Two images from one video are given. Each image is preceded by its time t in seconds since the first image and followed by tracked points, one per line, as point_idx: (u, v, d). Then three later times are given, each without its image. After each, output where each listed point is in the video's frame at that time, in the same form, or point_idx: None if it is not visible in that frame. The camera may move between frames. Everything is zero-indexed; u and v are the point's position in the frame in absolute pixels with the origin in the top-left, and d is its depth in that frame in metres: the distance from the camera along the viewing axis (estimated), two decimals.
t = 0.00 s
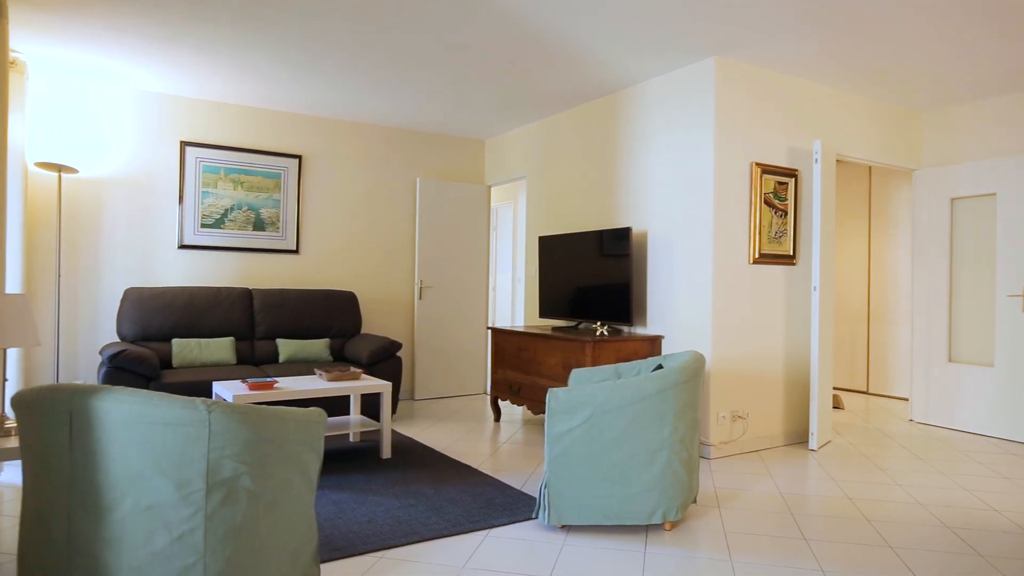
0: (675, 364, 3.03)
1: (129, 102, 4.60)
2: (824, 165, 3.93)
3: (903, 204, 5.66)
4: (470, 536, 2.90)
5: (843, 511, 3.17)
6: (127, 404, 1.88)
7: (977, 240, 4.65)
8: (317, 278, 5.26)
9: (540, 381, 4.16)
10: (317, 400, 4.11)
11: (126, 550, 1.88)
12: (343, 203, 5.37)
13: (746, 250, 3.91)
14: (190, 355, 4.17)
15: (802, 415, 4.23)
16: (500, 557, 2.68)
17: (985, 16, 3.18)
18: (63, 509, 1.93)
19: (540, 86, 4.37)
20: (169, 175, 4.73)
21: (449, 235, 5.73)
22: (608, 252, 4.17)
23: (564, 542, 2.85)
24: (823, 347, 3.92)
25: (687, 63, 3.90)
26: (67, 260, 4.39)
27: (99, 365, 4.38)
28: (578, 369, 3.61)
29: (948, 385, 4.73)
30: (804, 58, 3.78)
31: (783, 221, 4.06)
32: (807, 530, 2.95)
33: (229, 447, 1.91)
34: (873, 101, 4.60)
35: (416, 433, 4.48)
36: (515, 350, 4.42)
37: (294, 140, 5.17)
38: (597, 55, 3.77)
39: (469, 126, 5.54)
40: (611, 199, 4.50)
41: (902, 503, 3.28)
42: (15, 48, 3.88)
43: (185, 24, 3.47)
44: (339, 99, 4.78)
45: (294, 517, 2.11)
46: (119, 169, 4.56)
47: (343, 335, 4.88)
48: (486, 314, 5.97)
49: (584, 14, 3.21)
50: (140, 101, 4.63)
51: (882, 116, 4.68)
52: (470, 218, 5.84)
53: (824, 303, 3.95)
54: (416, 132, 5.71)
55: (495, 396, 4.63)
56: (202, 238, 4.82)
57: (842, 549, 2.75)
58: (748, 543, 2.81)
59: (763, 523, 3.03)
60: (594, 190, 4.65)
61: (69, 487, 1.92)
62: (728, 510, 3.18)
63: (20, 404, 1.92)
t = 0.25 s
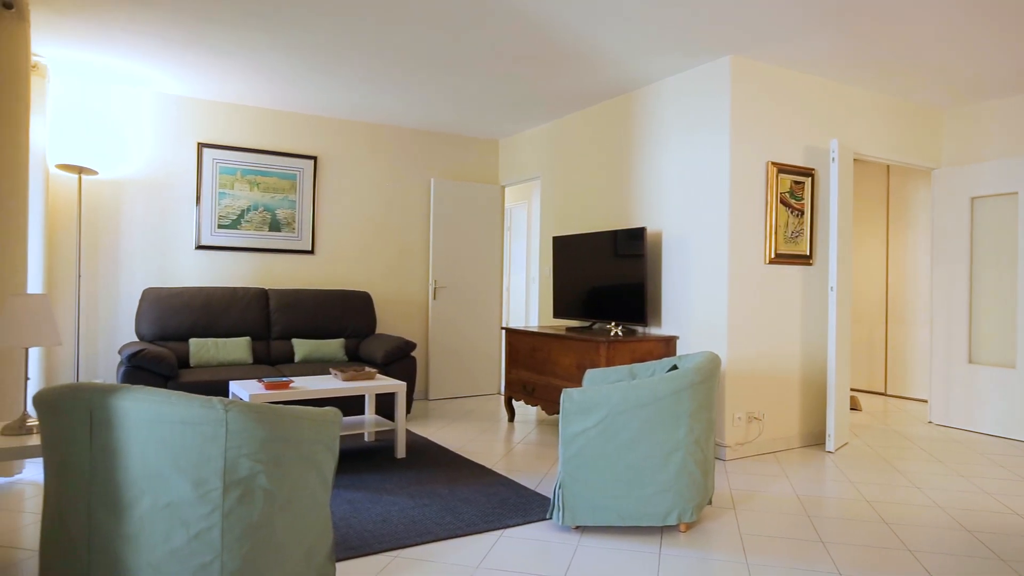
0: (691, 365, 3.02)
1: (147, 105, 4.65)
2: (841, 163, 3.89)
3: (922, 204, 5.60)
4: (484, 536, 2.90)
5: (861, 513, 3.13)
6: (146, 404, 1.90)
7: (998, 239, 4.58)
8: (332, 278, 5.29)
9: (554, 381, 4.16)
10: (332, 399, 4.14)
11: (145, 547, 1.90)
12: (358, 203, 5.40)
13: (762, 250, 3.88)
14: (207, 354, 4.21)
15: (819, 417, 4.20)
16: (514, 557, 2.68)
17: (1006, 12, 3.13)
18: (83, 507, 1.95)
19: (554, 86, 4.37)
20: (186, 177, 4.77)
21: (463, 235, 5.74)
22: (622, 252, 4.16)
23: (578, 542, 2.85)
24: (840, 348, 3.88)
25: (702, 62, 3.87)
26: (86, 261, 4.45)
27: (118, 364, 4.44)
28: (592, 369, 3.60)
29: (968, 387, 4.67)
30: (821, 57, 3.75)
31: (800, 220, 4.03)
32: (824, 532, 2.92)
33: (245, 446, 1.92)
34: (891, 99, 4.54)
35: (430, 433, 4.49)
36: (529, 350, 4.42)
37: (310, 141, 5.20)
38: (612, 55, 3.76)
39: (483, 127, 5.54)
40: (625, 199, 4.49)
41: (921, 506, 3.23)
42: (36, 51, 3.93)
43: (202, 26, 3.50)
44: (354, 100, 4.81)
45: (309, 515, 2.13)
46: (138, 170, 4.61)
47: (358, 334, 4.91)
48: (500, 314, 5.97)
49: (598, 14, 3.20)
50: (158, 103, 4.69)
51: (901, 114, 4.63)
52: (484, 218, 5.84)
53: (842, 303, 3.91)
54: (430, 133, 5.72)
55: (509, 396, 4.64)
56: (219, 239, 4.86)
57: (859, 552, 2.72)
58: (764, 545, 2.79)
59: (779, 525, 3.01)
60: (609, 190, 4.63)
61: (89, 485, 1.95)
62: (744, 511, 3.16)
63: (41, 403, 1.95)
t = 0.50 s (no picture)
0: (706, 366, 3.00)
1: (166, 107, 4.71)
2: (859, 162, 3.85)
3: (941, 203, 5.53)
4: (499, 535, 2.91)
5: (879, 516, 3.10)
6: (165, 402, 1.92)
7: (1019, 239, 4.51)
8: (346, 278, 5.32)
9: (568, 382, 4.15)
10: (347, 399, 4.16)
11: (163, 544, 1.92)
12: (372, 204, 5.43)
13: (777, 249, 3.85)
14: (224, 353, 4.24)
15: (836, 418, 4.16)
16: (529, 557, 2.68)
17: None
18: (102, 505, 1.98)
19: (567, 86, 4.36)
20: (204, 178, 4.82)
21: (477, 235, 5.75)
22: (637, 252, 4.15)
23: (593, 543, 2.84)
24: (858, 348, 3.84)
25: (717, 61, 3.85)
26: (106, 261, 4.51)
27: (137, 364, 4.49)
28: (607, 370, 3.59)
29: (989, 388, 4.60)
30: (838, 54, 3.71)
31: (816, 220, 3.99)
32: (841, 535, 2.90)
33: (262, 445, 1.94)
34: (910, 97, 4.49)
35: (444, 433, 4.50)
36: (544, 350, 4.42)
37: (325, 142, 5.24)
38: (626, 55, 3.75)
39: (497, 127, 5.55)
40: (640, 198, 4.48)
41: (940, 508, 3.19)
42: (57, 55, 3.99)
43: (218, 29, 3.53)
44: (368, 102, 4.83)
45: (325, 514, 2.15)
46: (157, 172, 4.67)
47: (373, 335, 4.93)
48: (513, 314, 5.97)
49: (612, 14, 3.19)
50: (176, 106, 4.74)
51: (920, 112, 4.57)
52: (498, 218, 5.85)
53: (859, 303, 3.87)
54: (444, 133, 5.74)
55: (523, 396, 4.64)
56: (235, 239, 4.91)
57: (877, 554, 2.69)
58: (781, 547, 2.77)
59: (795, 527, 2.98)
60: (623, 190, 4.62)
61: (108, 483, 1.97)
62: (760, 513, 3.14)
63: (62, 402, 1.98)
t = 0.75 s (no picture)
0: (721, 366, 2.98)
1: (184, 109, 4.76)
2: (876, 161, 3.81)
3: (961, 202, 5.45)
4: (513, 535, 2.91)
5: (897, 519, 3.06)
6: (183, 401, 1.94)
7: None
8: (361, 279, 5.34)
9: (582, 382, 4.14)
10: (362, 398, 4.18)
11: (181, 542, 1.94)
12: (387, 204, 5.45)
13: (794, 249, 3.82)
14: (240, 353, 4.28)
15: (854, 419, 4.12)
16: (543, 558, 2.68)
17: None
18: (122, 502, 2.01)
19: (581, 86, 4.36)
20: (221, 179, 4.87)
21: (490, 235, 5.76)
22: (651, 252, 4.13)
23: (607, 544, 2.83)
24: (875, 349, 3.80)
25: (732, 59, 3.83)
26: (125, 262, 4.56)
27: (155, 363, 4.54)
28: (621, 370, 3.58)
29: (1010, 390, 4.53)
30: (855, 52, 3.67)
31: (833, 219, 3.95)
32: (858, 537, 2.87)
33: (278, 444, 1.96)
34: (929, 95, 4.44)
35: (458, 433, 4.51)
36: (557, 350, 4.41)
37: (340, 143, 5.27)
38: (641, 54, 3.73)
39: (511, 128, 5.56)
40: (654, 198, 4.46)
41: (960, 512, 3.15)
42: (77, 58, 4.05)
43: (234, 31, 3.56)
44: (382, 103, 4.85)
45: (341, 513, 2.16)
46: (175, 173, 4.72)
47: (387, 334, 4.95)
48: (527, 315, 5.97)
49: (626, 13, 3.19)
50: (194, 107, 4.79)
51: (939, 110, 4.51)
52: (512, 218, 5.85)
53: (877, 304, 3.82)
54: (458, 134, 5.75)
55: (537, 396, 4.63)
56: (251, 240, 4.95)
57: (896, 558, 2.66)
58: (797, 550, 2.75)
59: (812, 529, 2.95)
60: (638, 190, 4.61)
61: (128, 481, 2.00)
62: (775, 515, 3.11)
63: (83, 400, 2.01)
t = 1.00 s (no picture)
0: (736, 367, 2.97)
1: (201, 110, 4.80)
2: (894, 160, 3.76)
3: (981, 201, 5.38)
4: (527, 536, 2.91)
5: (916, 522, 3.03)
6: (200, 400, 1.96)
7: None
8: (376, 279, 5.37)
9: (596, 383, 4.13)
10: (377, 398, 4.20)
11: (199, 539, 1.96)
12: (401, 205, 5.47)
13: (810, 249, 3.79)
14: (256, 353, 4.32)
15: (872, 422, 4.07)
16: (557, 558, 2.67)
17: None
18: (141, 499, 2.03)
19: (595, 86, 4.35)
20: (237, 180, 4.91)
21: (504, 236, 5.76)
22: (666, 252, 4.12)
23: (621, 545, 2.82)
24: (894, 350, 3.76)
25: (748, 58, 3.80)
26: (143, 262, 4.62)
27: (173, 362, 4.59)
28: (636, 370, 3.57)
29: None
30: (873, 50, 3.63)
31: (850, 219, 3.92)
32: (876, 541, 2.83)
33: (294, 443, 1.97)
34: (949, 93, 4.38)
35: (472, 433, 4.52)
36: (571, 351, 4.41)
37: (354, 144, 5.29)
38: (655, 53, 3.72)
39: (524, 128, 5.56)
40: (669, 198, 4.44)
41: (981, 515, 3.10)
42: (96, 61, 4.10)
43: (250, 34, 3.59)
44: (397, 104, 4.87)
45: (355, 512, 2.18)
46: (193, 175, 4.77)
47: (401, 335, 4.97)
48: (541, 315, 5.97)
49: (640, 12, 3.18)
50: (211, 109, 4.84)
51: (959, 108, 4.46)
52: (526, 219, 5.86)
53: (895, 304, 3.78)
54: (472, 134, 5.76)
55: (551, 397, 4.63)
56: (267, 241, 4.99)
57: (915, 562, 2.63)
58: (814, 552, 2.72)
59: (829, 532, 2.92)
60: (652, 190, 4.59)
61: (146, 478, 2.02)
62: (792, 517, 3.09)
63: (104, 398, 2.04)
